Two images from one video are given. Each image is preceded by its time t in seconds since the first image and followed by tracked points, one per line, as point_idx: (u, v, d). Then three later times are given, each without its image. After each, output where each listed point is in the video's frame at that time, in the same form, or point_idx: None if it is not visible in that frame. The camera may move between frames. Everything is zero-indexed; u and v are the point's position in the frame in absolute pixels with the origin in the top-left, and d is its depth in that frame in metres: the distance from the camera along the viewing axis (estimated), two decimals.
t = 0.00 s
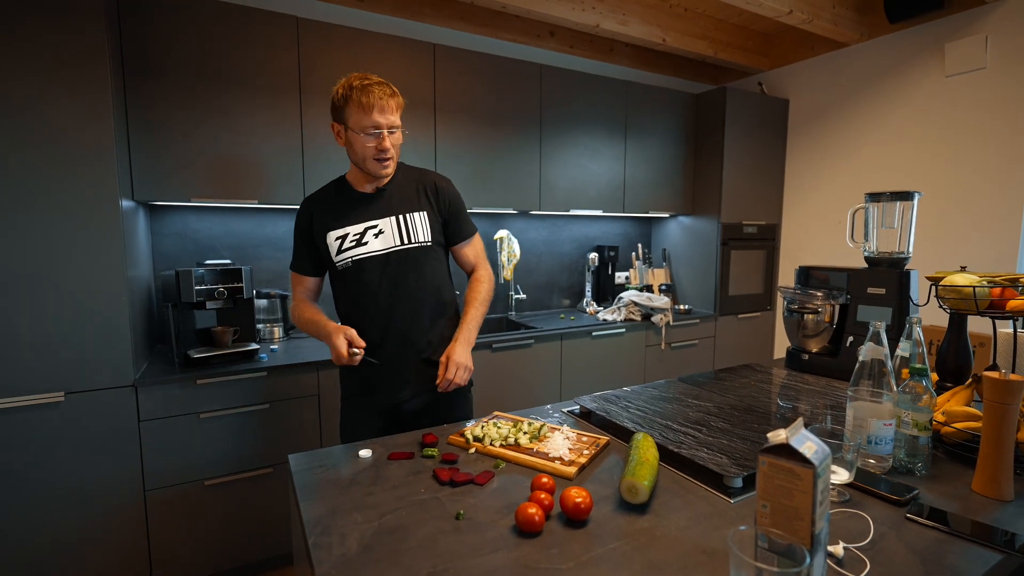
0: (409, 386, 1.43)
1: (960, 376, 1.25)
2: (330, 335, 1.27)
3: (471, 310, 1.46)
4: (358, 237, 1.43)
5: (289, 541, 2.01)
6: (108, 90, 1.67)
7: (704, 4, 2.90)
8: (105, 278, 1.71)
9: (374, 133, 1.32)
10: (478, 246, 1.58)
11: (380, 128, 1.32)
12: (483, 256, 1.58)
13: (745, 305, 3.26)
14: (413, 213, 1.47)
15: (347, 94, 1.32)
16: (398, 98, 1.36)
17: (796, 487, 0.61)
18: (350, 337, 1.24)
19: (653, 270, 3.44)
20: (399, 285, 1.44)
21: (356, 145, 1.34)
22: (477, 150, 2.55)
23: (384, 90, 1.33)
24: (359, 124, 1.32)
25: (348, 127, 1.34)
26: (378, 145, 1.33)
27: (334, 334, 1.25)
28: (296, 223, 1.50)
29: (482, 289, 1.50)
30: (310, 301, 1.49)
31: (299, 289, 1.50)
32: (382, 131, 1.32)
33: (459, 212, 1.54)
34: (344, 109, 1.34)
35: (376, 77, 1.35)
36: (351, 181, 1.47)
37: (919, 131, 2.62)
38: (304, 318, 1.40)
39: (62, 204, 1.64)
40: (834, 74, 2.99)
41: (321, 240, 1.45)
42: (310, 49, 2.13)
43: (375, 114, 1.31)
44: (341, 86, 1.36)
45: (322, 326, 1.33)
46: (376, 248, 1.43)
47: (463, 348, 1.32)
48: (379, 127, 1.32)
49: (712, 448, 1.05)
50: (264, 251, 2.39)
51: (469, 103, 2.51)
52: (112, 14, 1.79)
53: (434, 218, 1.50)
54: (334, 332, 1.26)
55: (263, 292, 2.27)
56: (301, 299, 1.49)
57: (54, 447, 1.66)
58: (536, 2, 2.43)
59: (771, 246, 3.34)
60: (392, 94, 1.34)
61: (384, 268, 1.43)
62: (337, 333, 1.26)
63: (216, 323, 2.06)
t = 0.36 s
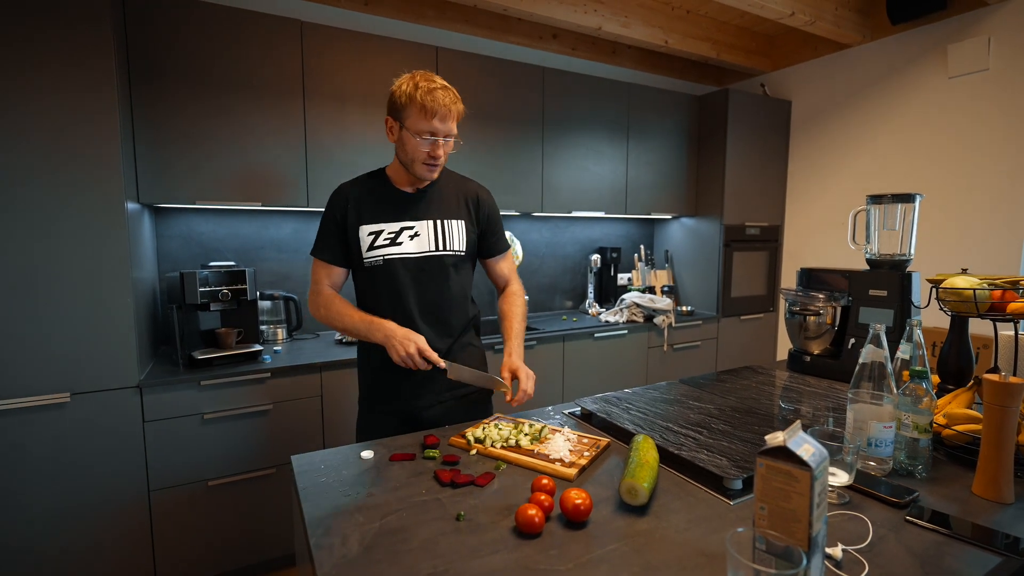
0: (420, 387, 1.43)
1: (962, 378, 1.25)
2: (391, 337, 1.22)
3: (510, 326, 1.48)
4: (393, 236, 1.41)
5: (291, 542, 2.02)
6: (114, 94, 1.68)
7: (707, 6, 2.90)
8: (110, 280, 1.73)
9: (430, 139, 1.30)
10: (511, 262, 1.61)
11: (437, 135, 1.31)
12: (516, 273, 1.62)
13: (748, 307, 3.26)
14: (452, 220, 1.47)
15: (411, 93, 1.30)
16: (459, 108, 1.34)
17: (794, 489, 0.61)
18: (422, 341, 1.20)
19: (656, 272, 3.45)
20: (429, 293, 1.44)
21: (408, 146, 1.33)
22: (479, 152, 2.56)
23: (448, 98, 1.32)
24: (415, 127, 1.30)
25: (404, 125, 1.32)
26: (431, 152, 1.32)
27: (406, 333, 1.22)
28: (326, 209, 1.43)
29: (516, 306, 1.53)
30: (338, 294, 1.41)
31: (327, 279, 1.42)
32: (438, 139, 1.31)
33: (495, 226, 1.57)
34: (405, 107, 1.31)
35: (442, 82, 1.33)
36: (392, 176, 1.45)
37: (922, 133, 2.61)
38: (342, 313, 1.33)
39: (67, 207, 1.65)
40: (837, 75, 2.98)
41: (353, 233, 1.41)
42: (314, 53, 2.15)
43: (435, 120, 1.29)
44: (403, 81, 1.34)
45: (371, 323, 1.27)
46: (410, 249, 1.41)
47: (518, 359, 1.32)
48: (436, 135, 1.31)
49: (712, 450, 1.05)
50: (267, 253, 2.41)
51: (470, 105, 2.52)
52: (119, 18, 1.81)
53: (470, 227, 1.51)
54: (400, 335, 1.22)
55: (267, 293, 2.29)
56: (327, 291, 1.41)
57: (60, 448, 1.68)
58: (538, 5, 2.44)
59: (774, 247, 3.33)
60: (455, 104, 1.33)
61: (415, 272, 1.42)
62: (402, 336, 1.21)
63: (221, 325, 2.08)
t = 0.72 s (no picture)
0: (424, 387, 1.44)
1: (966, 381, 1.24)
2: (425, 346, 1.22)
3: (542, 342, 1.46)
4: (433, 240, 1.40)
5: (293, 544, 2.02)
6: (120, 98, 1.70)
7: (710, 9, 2.91)
8: (116, 282, 1.74)
9: (486, 151, 1.28)
10: (549, 279, 1.61)
11: (494, 148, 1.28)
12: (552, 290, 1.62)
13: (752, 309, 3.25)
14: (497, 231, 1.47)
15: (476, 101, 1.25)
16: (522, 120, 1.29)
17: (792, 490, 0.61)
18: (454, 353, 1.20)
19: (659, 274, 3.44)
20: (461, 302, 1.44)
21: (463, 153, 1.30)
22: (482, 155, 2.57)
23: (512, 109, 1.27)
24: (474, 136, 1.27)
25: (463, 132, 1.28)
26: (485, 164, 1.29)
27: (440, 344, 1.22)
28: (367, 201, 1.41)
29: (550, 322, 1.52)
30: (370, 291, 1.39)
31: (360, 273, 1.39)
32: (494, 152, 1.28)
33: (537, 241, 1.57)
34: (466, 113, 1.27)
35: (508, 91, 1.28)
36: (440, 175, 1.43)
37: (927, 135, 2.60)
38: (375, 314, 1.32)
39: (74, 210, 1.67)
40: (841, 77, 2.98)
41: (394, 231, 1.40)
42: (318, 57, 2.17)
43: (495, 133, 1.26)
44: (470, 84, 1.29)
45: (406, 328, 1.27)
46: (449, 256, 1.41)
47: (546, 379, 1.30)
48: (493, 147, 1.28)
49: (713, 451, 1.05)
50: (272, 255, 2.42)
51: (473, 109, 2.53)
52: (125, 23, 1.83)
53: (512, 241, 1.51)
54: (433, 346, 1.21)
55: (270, 295, 2.30)
56: (359, 285, 1.39)
57: (65, 448, 1.69)
58: (541, 8, 2.45)
59: (778, 250, 3.32)
60: (518, 115, 1.28)
61: (450, 280, 1.42)
62: (435, 346, 1.21)
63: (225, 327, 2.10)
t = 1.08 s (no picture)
0: (435, 389, 1.46)
1: (981, 387, 1.22)
2: (439, 349, 1.23)
3: (562, 348, 1.47)
4: (461, 245, 1.42)
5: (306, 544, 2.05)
6: (142, 107, 1.75)
7: (722, 12, 2.90)
8: (136, 285, 1.79)
9: (521, 162, 1.28)
10: (575, 288, 1.62)
11: (530, 159, 1.28)
12: (578, 299, 1.63)
13: (765, 313, 3.23)
14: (525, 240, 1.48)
15: (516, 111, 1.25)
16: (560, 133, 1.29)
17: (798, 494, 0.62)
18: (467, 359, 1.22)
19: (671, 278, 3.43)
20: (482, 308, 1.46)
21: (498, 162, 1.30)
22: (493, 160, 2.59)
23: (551, 122, 1.26)
24: (511, 147, 1.27)
25: (500, 141, 1.28)
26: (519, 174, 1.30)
27: (454, 348, 1.23)
28: (397, 202, 1.44)
29: (573, 329, 1.53)
30: (389, 288, 1.42)
31: (382, 271, 1.41)
32: (530, 164, 1.28)
33: (565, 252, 1.58)
34: (505, 122, 1.27)
35: (549, 102, 1.27)
36: (471, 180, 1.44)
37: (943, 137, 2.57)
38: (392, 312, 1.34)
39: (97, 215, 1.72)
40: (855, 80, 2.95)
41: (422, 234, 1.42)
42: (333, 65, 2.21)
43: (532, 145, 1.26)
44: (510, 93, 1.29)
45: (421, 330, 1.29)
46: (475, 262, 1.43)
47: (561, 385, 1.30)
48: (529, 158, 1.28)
49: (723, 456, 1.05)
50: (287, 259, 2.46)
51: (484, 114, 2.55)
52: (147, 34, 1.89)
53: (540, 250, 1.52)
54: (447, 349, 1.23)
55: (285, 299, 2.34)
56: (380, 282, 1.41)
57: (87, 447, 1.74)
58: (553, 14, 2.47)
59: (791, 253, 3.29)
60: (556, 128, 1.28)
61: (474, 285, 1.43)
62: (449, 349, 1.23)
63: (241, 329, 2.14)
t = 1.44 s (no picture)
0: (437, 393, 1.47)
1: (983, 394, 1.22)
2: (445, 371, 1.25)
3: (565, 354, 1.48)
4: (467, 253, 1.43)
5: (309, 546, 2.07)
6: (152, 113, 1.79)
7: (726, 17, 2.90)
8: (145, 289, 1.82)
9: (526, 171, 1.29)
10: (579, 295, 1.63)
11: (535, 168, 1.29)
12: (581, 305, 1.64)
13: (770, 317, 3.22)
14: (530, 248, 1.49)
15: (522, 121, 1.26)
16: (565, 142, 1.31)
17: (789, 500, 0.62)
18: (473, 382, 1.23)
19: (675, 282, 3.43)
20: (485, 312, 1.47)
21: (503, 170, 1.32)
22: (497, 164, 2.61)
23: (556, 132, 1.28)
24: (516, 156, 1.28)
25: (506, 150, 1.30)
26: (524, 183, 1.31)
27: (460, 371, 1.24)
28: (404, 209, 1.45)
29: (576, 335, 1.53)
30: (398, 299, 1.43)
31: (391, 280, 1.42)
32: (535, 173, 1.30)
33: (570, 258, 1.59)
34: (510, 132, 1.28)
35: (555, 112, 1.29)
36: (477, 188, 1.46)
37: (949, 141, 2.56)
38: (400, 326, 1.36)
39: (107, 220, 1.76)
40: (861, 83, 2.94)
41: (428, 241, 1.43)
42: (339, 71, 2.24)
43: (537, 155, 1.27)
44: (517, 102, 1.30)
45: (428, 349, 1.31)
46: (481, 269, 1.44)
47: (563, 390, 1.31)
48: (534, 168, 1.30)
49: (720, 462, 1.06)
50: (292, 262, 2.49)
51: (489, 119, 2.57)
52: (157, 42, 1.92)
53: (545, 257, 1.53)
54: (453, 372, 1.24)
55: (291, 302, 2.37)
56: (389, 291, 1.42)
57: (96, 447, 1.77)
58: (557, 20, 2.49)
59: (797, 257, 3.28)
60: (561, 138, 1.29)
61: (480, 292, 1.45)
62: (455, 372, 1.24)
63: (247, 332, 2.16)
